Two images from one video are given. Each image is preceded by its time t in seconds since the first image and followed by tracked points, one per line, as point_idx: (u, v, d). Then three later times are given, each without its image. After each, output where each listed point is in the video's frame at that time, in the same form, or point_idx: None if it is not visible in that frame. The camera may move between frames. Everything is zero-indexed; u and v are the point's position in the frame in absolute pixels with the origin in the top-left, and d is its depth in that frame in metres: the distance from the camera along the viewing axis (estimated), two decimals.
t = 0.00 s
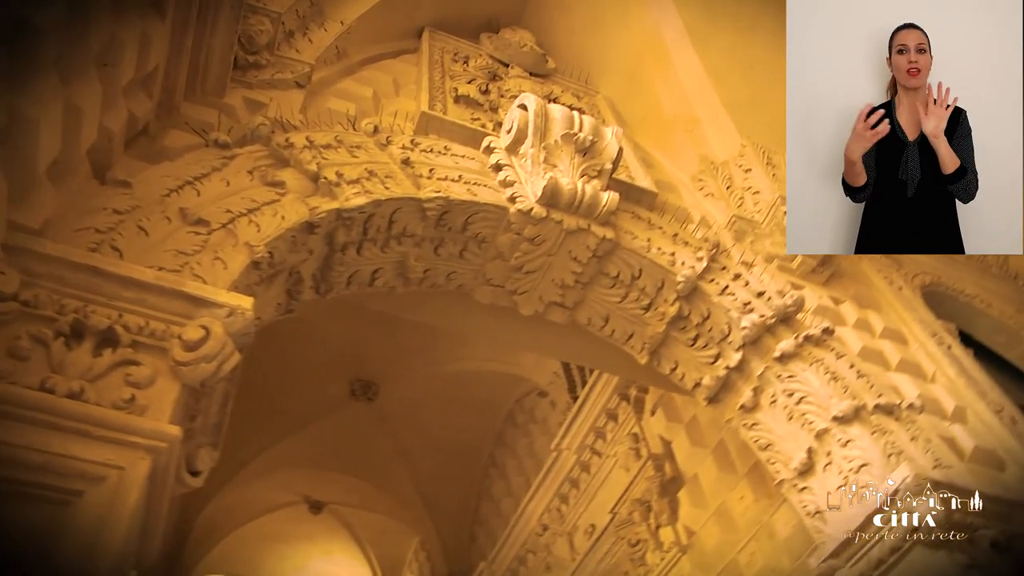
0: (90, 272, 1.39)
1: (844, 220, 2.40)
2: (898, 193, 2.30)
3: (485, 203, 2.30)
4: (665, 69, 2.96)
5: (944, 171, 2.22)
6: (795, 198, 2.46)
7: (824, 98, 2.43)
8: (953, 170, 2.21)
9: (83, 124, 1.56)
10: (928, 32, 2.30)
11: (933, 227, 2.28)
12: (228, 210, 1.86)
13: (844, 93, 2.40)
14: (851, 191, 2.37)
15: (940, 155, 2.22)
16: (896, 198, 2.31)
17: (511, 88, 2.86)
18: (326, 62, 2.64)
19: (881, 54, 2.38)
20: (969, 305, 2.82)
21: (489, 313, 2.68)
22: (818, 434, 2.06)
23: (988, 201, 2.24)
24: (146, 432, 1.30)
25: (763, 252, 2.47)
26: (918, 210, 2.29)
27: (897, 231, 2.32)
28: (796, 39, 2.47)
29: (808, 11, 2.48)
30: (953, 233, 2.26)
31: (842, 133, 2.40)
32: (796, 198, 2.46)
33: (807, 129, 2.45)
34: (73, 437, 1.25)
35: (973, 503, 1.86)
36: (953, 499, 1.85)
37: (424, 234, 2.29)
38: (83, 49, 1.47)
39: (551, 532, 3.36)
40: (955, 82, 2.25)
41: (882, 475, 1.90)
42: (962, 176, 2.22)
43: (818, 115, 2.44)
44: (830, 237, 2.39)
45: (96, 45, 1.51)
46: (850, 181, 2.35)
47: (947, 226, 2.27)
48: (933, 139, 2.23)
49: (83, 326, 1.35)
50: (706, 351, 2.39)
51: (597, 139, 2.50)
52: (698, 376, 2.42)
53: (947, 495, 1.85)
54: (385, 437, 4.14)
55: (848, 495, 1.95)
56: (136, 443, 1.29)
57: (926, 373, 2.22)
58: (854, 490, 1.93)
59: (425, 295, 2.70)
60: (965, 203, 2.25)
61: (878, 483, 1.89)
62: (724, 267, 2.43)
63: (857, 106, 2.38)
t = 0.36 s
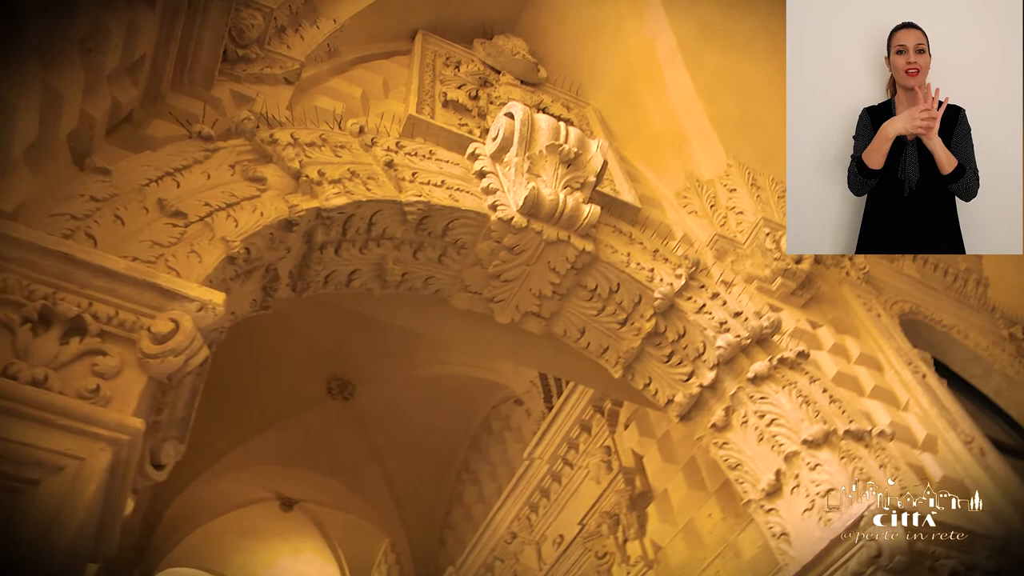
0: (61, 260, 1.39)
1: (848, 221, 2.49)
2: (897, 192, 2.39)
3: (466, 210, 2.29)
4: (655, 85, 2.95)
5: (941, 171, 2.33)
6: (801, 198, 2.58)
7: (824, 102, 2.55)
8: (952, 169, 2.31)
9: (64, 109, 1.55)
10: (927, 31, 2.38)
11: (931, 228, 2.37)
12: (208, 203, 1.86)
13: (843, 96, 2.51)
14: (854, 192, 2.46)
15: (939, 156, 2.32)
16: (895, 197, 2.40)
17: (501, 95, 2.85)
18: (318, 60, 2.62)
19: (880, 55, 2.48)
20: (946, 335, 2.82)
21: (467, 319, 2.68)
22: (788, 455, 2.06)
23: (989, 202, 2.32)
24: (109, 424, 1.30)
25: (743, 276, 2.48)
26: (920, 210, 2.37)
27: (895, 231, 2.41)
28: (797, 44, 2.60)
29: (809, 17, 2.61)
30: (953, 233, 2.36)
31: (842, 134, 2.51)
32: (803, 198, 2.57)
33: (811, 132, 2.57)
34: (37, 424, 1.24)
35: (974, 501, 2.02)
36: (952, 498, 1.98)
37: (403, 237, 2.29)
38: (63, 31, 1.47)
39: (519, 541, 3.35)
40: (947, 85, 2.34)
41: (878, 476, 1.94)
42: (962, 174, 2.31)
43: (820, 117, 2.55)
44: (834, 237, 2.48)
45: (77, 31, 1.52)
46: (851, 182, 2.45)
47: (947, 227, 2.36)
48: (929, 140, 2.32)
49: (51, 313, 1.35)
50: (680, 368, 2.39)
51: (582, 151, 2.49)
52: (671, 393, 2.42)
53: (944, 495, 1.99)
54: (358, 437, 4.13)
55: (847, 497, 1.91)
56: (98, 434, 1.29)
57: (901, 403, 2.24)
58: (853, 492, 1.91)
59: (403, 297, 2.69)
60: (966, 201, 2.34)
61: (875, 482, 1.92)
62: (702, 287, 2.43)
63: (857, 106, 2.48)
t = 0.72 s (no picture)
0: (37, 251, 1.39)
1: (846, 220, 2.49)
2: (897, 194, 2.39)
3: (447, 215, 2.29)
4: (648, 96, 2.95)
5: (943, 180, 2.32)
6: (797, 194, 2.54)
7: (823, 100, 2.53)
8: (953, 180, 2.31)
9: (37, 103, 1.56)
10: (928, 31, 2.39)
11: (930, 228, 2.36)
12: (191, 199, 1.86)
13: (844, 95, 2.50)
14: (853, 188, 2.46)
15: (940, 165, 2.32)
16: (894, 199, 2.39)
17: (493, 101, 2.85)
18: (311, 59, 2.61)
19: (882, 55, 2.47)
20: (929, 358, 2.82)
21: (450, 325, 2.68)
22: (764, 472, 2.06)
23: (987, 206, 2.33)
24: (79, 418, 1.29)
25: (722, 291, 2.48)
26: (920, 211, 2.37)
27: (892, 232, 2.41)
28: (796, 41, 2.58)
29: (808, 13, 2.58)
30: (952, 236, 2.35)
31: (842, 133, 2.50)
32: (799, 193, 2.53)
33: (808, 130, 2.54)
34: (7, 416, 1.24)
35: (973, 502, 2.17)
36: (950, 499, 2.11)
37: (388, 241, 2.29)
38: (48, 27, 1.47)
39: (495, 548, 3.34)
40: (947, 89, 2.34)
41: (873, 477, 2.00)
42: (964, 183, 2.31)
43: (818, 116, 2.53)
44: (832, 236, 2.50)
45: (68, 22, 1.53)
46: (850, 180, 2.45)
47: (945, 229, 2.36)
48: (930, 153, 2.32)
49: (27, 304, 1.35)
50: (660, 381, 2.40)
51: (570, 160, 2.48)
52: (649, 406, 2.43)
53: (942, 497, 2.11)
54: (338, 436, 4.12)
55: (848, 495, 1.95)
56: (68, 428, 1.28)
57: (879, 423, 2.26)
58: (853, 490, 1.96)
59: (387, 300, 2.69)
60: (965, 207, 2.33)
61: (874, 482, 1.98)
62: (684, 300, 2.43)
63: (858, 105, 2.48)
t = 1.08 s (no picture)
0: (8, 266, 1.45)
1: (850, 217, 2.28)
2: (897, 195, 2.21)
3: (431, 220, 2.28)
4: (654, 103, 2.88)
5: (935, 188, 2.19)
6: (796, 191, 2.33)
7: (821, 98, 2.30)
8: (947, 184, 2.18)
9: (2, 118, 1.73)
10: (930, 29, 2.24)
11: (931, 227, 2.24)
12: (176, 198, 1.90)
13: (844, 93, 2.27)
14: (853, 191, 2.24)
15: (934, 171, 2.19)
16: (891, 199, 2.21)
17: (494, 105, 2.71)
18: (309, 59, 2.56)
19: (884, 56, 2.26)
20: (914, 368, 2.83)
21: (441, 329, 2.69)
22: (744, 485, 2.20)
23: (988, 207, 2.20)
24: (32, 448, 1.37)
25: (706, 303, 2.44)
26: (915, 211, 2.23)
27: (885, 235, 2.28)
28: (795, 40, 2.33)
29: (807, 10, 2.34)
30: (952, 235, 2.24)
31: (845, 130, 2.26)
32: (797, 191, 2.33)
33: (808, 129, 2.32)
34: None
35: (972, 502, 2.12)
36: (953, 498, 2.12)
37: (373, 248, 2.29)
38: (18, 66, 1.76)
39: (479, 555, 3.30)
40: (948, 88, 2.22)
41: (878, 476, 2.14)
42: (960, 187, 2.18)
43: (820, 113, 2.31)
44: (835, 235, 2.31)
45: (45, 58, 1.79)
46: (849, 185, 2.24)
47: (946, 229, 2.24)
48: (920, 159, 2.20)
49: None
50: (643, 393, 2.40)
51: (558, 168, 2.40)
52: (631, 417, 2.42)
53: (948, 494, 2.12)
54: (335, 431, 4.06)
55: (848, 496, 2.12)
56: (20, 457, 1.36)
57: (861, 436, 2.21)
58: (853, 491, 2.13)
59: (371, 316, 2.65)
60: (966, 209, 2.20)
61: (876, 483, 2.13)
62: (669, 311, 2.41)
63: (858, 106, 2.26)
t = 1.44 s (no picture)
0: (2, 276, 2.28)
1: (851, 214, 2.18)
2: (896, 195, 2.16)
3: (427, 227, 2.33)
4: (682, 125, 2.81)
5: (935, 187, 2.14)
6: (797, 192, 2.18)
7: (818, 96, 2.20)
8: (948, 185, 2.14)
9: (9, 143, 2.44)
10: (931, 25, 2.17)
11: (932, 227, 2.14)
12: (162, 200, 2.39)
13: (843, 92, 2.19)
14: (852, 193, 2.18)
15: (934, 172, 2.14)
16: (891, 201, 2.16)
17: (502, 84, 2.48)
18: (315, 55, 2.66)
19: (884, 54, 2.19)
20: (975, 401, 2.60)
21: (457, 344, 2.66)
22: (728, 494, 2.11)
23: (990, 205, 2.14)
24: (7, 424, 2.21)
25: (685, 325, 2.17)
26: (919, 214, 2.15)
27: (897, 232, 2.16)
28: (796, 38, 2.21)
29: (807, 7, 2.22)
30: (952, 234, 2.14)
31: (844, 131, 2.19)
32: (797, 192, 2.18)
33: (808, 128, 2.20)
34: None
35: (971, 502, 2.05)
36: (952, 498, 2.06)
37: (363, 257, 2.33)
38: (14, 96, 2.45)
39: None
40: (948, 86, 2.16)
41: (876, 475, 2.07)
42: (960, 186, 2.14)
43: (813, 112, 2.20)
44: (835, 234, 2.17)
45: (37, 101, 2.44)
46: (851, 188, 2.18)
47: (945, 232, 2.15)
48: (919, 159, 2.15)
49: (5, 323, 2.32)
50: (629, 402, 2.15)
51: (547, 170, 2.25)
52: (618, 425, 2.16)
53: (947, 495, 2.06)
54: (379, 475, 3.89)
55: (848, 497, 2.07)
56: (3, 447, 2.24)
57: (847, 448, 2.08)
58: (853, 491, 2.07)
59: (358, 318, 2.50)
60: (968, 209, 2.14)
61: (877, 482, 2.07)
62: (654, 319, 2.17)
63: (858, 106, 2.19)
